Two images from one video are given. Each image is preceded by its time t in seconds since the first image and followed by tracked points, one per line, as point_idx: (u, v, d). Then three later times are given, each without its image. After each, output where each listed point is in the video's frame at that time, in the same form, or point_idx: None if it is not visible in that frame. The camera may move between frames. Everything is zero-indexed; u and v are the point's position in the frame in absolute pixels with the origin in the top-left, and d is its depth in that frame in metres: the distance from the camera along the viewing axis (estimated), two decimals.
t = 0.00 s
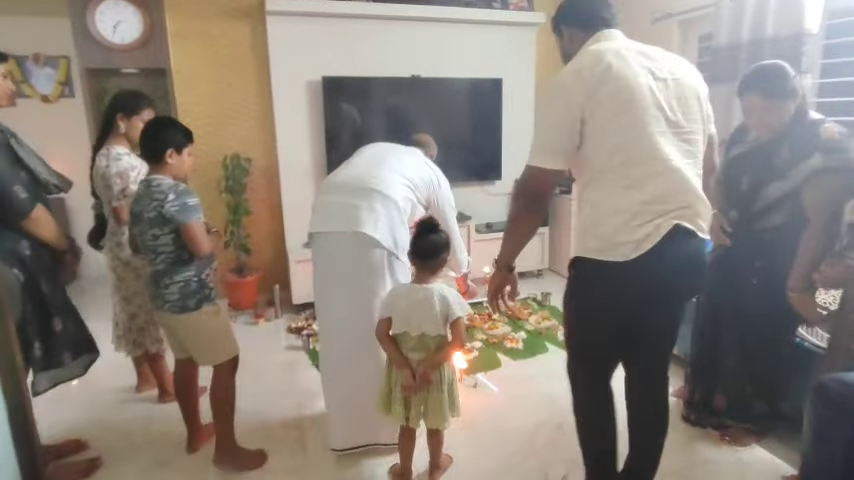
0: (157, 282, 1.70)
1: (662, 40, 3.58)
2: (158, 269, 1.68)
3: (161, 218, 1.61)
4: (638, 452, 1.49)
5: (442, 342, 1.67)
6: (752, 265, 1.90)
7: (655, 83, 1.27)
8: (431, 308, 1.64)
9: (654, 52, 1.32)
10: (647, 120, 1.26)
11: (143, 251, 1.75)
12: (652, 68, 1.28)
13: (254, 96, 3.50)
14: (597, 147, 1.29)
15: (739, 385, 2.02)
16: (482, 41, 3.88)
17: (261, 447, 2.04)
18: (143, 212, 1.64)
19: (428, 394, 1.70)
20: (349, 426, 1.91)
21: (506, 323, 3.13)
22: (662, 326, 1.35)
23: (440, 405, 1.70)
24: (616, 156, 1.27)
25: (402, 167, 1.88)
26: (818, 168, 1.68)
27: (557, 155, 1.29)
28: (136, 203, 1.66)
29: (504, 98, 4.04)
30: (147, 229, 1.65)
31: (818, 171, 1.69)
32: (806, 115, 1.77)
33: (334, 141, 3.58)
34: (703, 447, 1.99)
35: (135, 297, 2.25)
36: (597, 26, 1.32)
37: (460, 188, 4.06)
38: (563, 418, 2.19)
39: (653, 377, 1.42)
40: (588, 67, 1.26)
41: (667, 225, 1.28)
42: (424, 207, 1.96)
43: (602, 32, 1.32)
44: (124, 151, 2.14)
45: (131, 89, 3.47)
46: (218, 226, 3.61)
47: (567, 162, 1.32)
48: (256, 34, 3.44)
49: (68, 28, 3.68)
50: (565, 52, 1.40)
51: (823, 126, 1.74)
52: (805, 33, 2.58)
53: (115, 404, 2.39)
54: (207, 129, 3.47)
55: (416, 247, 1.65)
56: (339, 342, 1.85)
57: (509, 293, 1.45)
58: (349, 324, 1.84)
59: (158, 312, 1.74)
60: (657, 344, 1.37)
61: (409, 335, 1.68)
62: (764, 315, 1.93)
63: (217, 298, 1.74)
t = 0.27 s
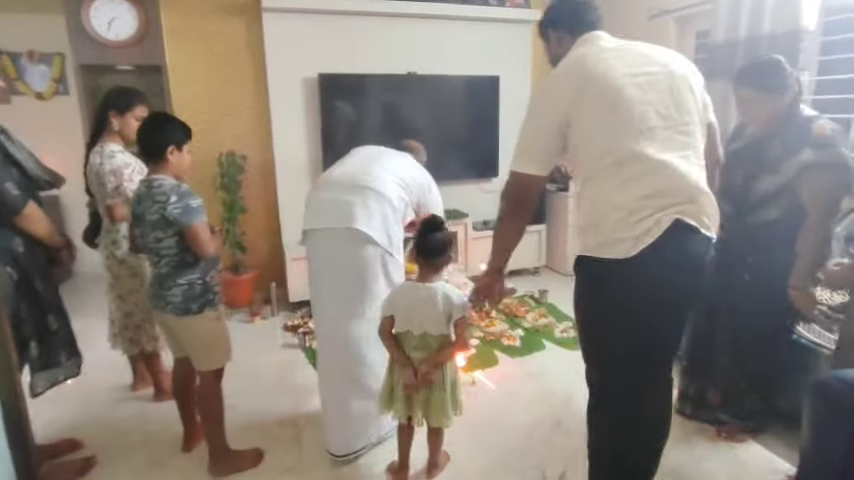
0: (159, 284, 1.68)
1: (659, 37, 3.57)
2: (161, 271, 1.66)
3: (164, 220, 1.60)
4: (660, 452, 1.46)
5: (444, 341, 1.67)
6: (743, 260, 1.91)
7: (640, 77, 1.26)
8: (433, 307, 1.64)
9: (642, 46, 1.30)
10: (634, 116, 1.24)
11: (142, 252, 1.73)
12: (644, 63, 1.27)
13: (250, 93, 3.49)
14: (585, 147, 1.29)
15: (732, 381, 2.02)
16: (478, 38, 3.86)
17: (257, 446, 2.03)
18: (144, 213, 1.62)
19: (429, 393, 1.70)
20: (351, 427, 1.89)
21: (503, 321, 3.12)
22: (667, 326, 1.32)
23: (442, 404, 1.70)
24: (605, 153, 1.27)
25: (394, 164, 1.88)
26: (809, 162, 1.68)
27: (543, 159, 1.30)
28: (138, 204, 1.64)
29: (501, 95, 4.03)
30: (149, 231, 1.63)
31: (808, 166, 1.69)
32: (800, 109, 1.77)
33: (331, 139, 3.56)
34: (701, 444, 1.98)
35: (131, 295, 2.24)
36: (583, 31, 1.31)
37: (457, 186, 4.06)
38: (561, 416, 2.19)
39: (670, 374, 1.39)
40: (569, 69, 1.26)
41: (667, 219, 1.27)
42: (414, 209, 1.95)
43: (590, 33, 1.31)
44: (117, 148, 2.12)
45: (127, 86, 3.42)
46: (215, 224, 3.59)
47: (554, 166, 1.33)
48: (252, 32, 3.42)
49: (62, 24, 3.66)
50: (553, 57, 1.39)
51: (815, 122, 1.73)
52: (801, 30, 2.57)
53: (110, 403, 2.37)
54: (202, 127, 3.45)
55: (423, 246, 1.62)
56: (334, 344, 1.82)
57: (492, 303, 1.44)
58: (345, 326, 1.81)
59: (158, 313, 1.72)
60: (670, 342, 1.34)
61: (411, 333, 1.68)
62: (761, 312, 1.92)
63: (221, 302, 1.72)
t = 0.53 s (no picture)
0: (155, 284, 1.66)
1: (654, 36, 3.56)
2: (157, 271, 1.64)
3: (161, 220, 1.57)
4: (660, 452, 1.45)
5: (440, 343, 1.64)
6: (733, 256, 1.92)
7: (619, 76, 1.24)
8: (430, 308, 1.62)
9: (622, 46, 1.29)
10: (616, 115, 1.22)
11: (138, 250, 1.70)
12: (626, 64, 1.25)
13: (243, 91, 3.46)
14: (570, 151, 1.28)
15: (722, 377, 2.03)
16: (473, 36, 3.85)
17: (250, 446, 2.01)
18: (141, 213, 1.59)
19: (425, 395, 1.69)
20: (347, 426, 1.88)
21: (498, 320, 3.12)
22: (666, 327, 1.29)
23: (438, 407, 1.68)
24: (591, 155, 1.25)
25: (383, 160, 1.86)
26: (798, 153, 1.72)
27: (528, 167, 1.30)
28: (134, 203, 1.61)
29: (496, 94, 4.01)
30: (145, 231, 1.60)
31: (796, 159, 1.73)
32: (790, 105, 1.80)
33: (325, 138, 3.54)
34: (696, 442, 1.98)
35: (122, 294, 2.22)
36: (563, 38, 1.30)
37: (452, 185, 4.05)
38: (556, 415, 2.18)
39: (670, 374, 1.37)
40: (545, 76, 1.27)
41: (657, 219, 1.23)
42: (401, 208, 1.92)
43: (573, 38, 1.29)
44: (107, 147, 2.10)
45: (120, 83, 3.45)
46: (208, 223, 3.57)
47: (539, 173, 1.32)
48: (245, 30, 3.39)
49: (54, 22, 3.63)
50: (538, 65, 1.38)
51: (806, 118, 1.77)
52: (796, 28, 2.57)
53: (102, 404, 2.35)
54: (195, 125, 3.42)
55: (421, 247, 1.60)
56: (328, 343, 1.80)
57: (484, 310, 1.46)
58: (338, 325, 1.79)
59: (153, 313, 1.70)
60: (669, 343, 1.32)
61: (408, 333, 1.67)
62: (753, 309, 1.93)
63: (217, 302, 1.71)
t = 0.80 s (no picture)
0: (161, 287, 1.66)
1: (655, 40, 3.57)
2: (162, 274, 1.64)
3: (165, 226, 1.57)
4: (661, 456, 1.45)
5: (443, 352, 1.66)
6: (733, 257, 1.93)
7: (611, 81, 1.23)
8: (433, 314, 1.62)
9: (619, 49, 1.28)
10: (611, 119, 1.22)
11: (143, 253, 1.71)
12: (623, 67, 1.25)
13: (243, 94, 3.46)
14: (564, 157, 1.29)
15: (721, 379, 2.02)
16: (474, 40, 3.85)
17: (250, 449, 2.01)
18: (145, 217, 1.59)
19: (427, 402, 1.69)
20: (347, 430, 1.86)
21: (499, 323, 3.12)
22: (664, 330, 1.29)
23: (441, 414, 1.69)
24: (585, 161, 1.26)
25: (380, 161, 1.85)
26: (793, 151, 1.77)
27: (524, 173, 1.31)
28: (138, 208, 1.61)
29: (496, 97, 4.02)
30: (150, 235, 1.61)
31: (792, 155, 1.78)
32: (788, 107, 1.83)
33: (325, 140, 3.55)
34: (697, 446, 1.98)
35: (123, 297, 2.21)
36: (560, 41, 1.31)
37: (452, 188, 4.05)
38: (557, 419, 2.18)
39: (668, 379, 1.37)
40: (539, 81, 1.28)
41: (648, 224, 1.24)
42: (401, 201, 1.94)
43: (569, 40, 1.30)
44: (108, 150, 2.10)
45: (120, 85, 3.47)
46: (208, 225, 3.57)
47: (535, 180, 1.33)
48: (247, 33, 3.40)
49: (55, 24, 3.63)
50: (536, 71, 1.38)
51: (801, 118, 1.81)
52: (796, 33, 2.58)
53: (102, 406, 2.35)
54: (196, 127, 3.42)
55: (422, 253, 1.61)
56: (329, 346, 1.80)
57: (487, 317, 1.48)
58: (341, 328, 1.79)
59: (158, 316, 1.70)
60: (668, 347, 1.32)
61: (412, 339, 1.67)
62: (748, 312, 1.94)
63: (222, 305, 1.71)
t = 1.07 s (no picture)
0: (164, 292, 1.67)
1: (653, 46, 3.59)
2: (165, 279, 1.66)
3: (168, 232, 1.58)
4: (658, 459, 1.46)
5: (439, 357, 1.67)
6: (728, 262, 1.93)
7: (607, 88, 1.25)
8: (431, 320, 1.63)
9: (615, 54, 1.29)
10: (604, 126, 1.24)
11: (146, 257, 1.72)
12: (621, 72, 1.26)
13: (244, 99, 3.48)
14: (559, 164, 1.30)
15: (718, 384, 2.03)
16: (473, 45, 3.88)
17: (250, 453, 2.02)
18: (148, 224, 1.60)
19: (422, 408, 1.69)
20: (350, 431, 1.90)
21: (498, 328, 3.13)
22: (658, 335, 1.30)
23: (436, 420, 1.69)
24: (579, 168, 1.27)
25: (381, 163, 1.85)
26: (787, 154, 1.79)
27: (521, 179, 1.33)
28: (140, 214, 1.62)
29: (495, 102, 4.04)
30: (153, 241, 1.62)
31: (786, 157, 1.80)
32: (781, 113, 1.84)
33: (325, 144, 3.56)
34: (695, 451, 1.99)
35: (124, 301, 2.22)
36: (559, 42, 1.32)
37: (451, 192, 4.07)
38: (555, 423, 2.19)
39: (663, 383, 1.38)
40: (535, 87, 1.29)
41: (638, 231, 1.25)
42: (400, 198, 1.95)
43: (570, 44, 1.32)
44: (109, 154, 2.11)
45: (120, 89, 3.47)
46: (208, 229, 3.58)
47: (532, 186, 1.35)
48: (247, 38, 3.42)
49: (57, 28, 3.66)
50: (535, 71, 1.40)
51: (795, 123, 1.82)
52: (792, 40, 2.60)
53: (101, 410, 2.35)
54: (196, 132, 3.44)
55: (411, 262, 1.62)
56: (333, 349, 1.84)
57: (487, 320, 1.50)
58: (344, 330, 1.81)
59: (161, 320, 1.72)
60: (661, 351, 1.33)
61: (408, 345, 1.67)
62: (742, 317, 1.94)
63: (225, 309, 1.73)
